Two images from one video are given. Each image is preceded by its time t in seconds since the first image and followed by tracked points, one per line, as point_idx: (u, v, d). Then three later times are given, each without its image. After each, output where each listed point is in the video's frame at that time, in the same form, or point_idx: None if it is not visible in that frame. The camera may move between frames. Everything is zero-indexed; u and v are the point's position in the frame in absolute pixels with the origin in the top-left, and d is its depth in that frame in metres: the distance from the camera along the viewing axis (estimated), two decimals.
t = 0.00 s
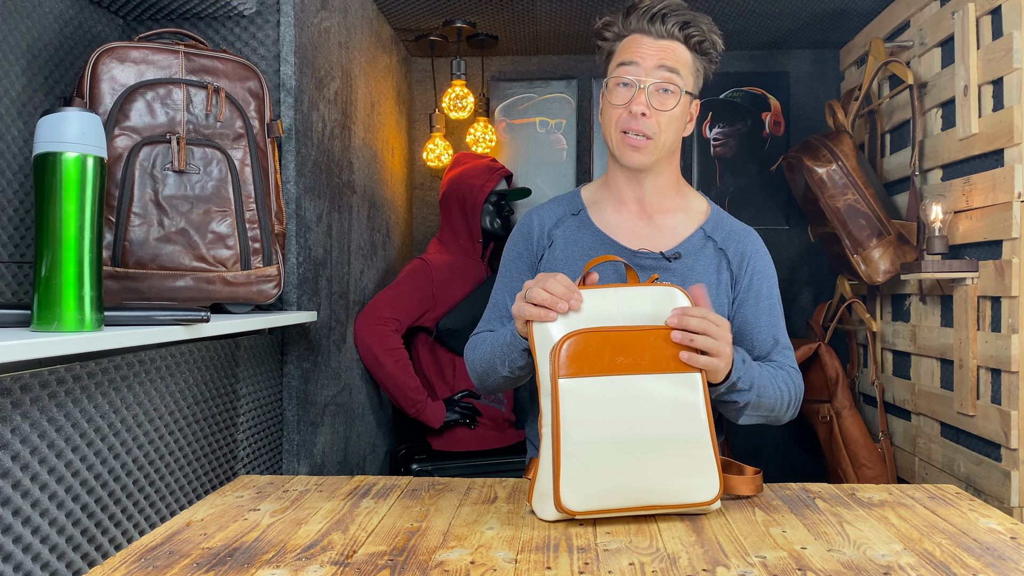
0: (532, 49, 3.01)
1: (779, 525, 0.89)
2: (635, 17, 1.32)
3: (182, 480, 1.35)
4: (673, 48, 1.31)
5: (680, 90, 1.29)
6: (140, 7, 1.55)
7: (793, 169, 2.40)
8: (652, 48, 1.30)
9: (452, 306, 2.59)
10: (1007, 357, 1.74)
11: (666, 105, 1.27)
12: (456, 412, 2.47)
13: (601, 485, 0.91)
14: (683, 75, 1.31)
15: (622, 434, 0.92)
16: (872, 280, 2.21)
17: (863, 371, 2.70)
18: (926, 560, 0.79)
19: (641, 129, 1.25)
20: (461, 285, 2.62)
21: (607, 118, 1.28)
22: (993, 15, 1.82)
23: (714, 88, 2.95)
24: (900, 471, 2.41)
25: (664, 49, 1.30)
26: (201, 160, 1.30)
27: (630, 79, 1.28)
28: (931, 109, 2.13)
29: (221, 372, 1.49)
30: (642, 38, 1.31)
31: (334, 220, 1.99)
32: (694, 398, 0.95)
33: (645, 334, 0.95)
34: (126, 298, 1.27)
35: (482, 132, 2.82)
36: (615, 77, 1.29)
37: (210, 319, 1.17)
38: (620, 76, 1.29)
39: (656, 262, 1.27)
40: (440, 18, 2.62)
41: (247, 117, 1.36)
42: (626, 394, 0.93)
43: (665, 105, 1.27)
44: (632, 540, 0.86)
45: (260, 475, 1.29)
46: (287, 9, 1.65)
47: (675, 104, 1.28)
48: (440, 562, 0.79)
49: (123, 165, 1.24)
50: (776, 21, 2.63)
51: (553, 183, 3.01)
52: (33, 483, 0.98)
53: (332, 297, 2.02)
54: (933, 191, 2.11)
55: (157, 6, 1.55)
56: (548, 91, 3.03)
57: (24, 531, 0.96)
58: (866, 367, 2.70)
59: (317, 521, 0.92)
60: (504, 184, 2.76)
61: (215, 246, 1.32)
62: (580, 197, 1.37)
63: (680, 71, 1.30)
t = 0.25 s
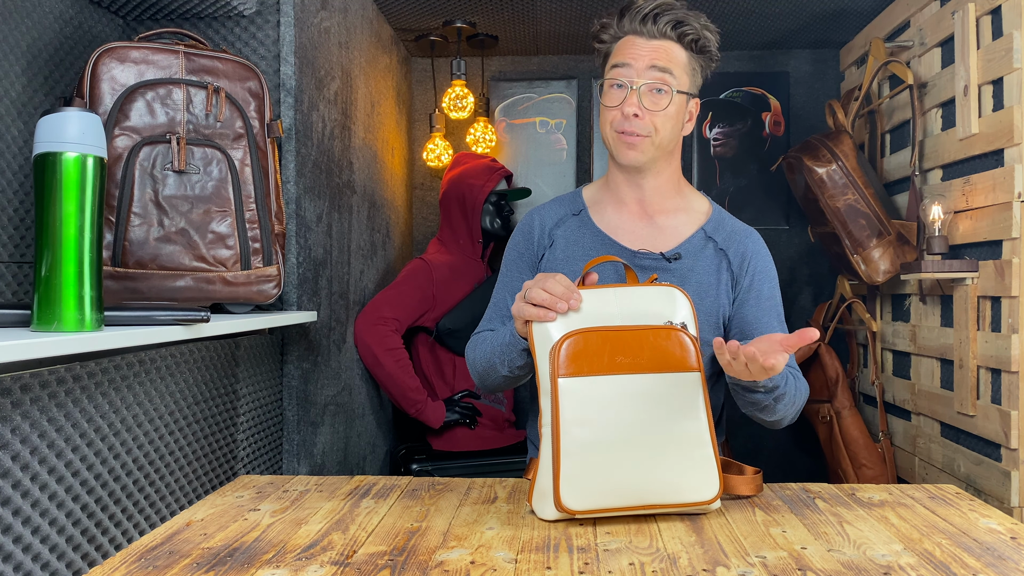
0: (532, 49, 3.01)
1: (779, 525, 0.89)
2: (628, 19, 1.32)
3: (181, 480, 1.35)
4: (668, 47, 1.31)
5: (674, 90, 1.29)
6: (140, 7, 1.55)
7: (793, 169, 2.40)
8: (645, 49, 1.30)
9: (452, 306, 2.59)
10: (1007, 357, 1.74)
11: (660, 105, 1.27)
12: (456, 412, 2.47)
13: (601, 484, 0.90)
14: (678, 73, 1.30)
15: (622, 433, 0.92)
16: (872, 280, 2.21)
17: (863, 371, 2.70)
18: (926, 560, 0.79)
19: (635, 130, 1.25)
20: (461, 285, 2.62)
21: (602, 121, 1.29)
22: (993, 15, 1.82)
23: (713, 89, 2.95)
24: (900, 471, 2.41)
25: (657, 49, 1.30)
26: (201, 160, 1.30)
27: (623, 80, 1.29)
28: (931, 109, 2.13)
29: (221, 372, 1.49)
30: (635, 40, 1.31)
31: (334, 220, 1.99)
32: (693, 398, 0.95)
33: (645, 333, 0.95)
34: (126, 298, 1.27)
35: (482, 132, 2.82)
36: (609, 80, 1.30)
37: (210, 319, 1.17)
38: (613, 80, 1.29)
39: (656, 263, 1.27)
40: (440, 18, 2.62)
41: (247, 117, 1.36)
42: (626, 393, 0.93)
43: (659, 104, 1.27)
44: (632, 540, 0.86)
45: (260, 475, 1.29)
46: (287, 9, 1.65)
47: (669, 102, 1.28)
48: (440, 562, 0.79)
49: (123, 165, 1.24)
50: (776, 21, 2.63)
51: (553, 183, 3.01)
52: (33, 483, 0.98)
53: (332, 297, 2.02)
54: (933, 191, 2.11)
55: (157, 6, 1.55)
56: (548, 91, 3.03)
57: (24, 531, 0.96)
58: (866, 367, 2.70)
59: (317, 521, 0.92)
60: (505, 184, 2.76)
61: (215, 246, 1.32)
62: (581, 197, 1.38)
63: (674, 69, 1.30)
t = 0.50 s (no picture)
0: (532, 49, 3.01)
1: (779, 525, 0.89)
2: (626, 19, 1.32)
3: (182, 480, 1.35)
4: (665, 47, 1.31)
5: (670, 89, 1.29)
6: (140, 8, 1.55)
7: (793, 169, 2.40)
8: (642, 48, 1.30)
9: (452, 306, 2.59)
10: (1007, 357, 1.74)
11: (656, 104, 1.27)
12: (456, 412, 2.47)
13: (601, 485, 0.90)
14: (675, 74, 1.30)
15: (623, 433, 0.92)
16: (872, 280, 2.21)
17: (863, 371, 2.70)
18: (926, 560, 0.79)
19: (631, 129, 1.25)
20: (462, 285, 2.62)
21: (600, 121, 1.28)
22: (993, 15, 1.82)
23: (713, 89, 2.95)
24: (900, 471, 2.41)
25: (654, 48, 1.30)
26: (201, 160, 1.30)
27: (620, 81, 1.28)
28: (931, 109, 2.13)
29: (221, 372, 1.49)
30: (633, 41, 1.31)
31: (334, 220, 1.99)
32: (693, 398, 0.95)
33: (646, 333, 0.95)
34: (127, 298, 1.27)
35: (482, 132, 2.82)
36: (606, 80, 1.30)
37: (210, 319, 1.17)
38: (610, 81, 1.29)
39: (656, 263, 1.27)
40: (440, 18, 2.62)
41: (247, 117, 1.36)
42: (626, 393, 0.93)
43: (655, 104, 1.27)
44: (632, 540, 0.86)
45: (260, 475, 1.29)
46: (287, 9, 1.65)
47: (666, 104, 1.28)
48: (440, 562, 0.79)
49: (123, 165, 1.24)
50: (776, 21, 2.63)
51: (553, 183, 3.01)
52: (33, 483, 0.98)
53: (332, 297, 2.02)
54: (933, 191, 2.11)
55: (157, 6, 1.55)
56: (548, 91, 3.03)
57: (24, 532, 0.96)
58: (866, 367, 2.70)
59: (317, 521, 0.92)
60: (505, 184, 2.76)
61: (215, 246, 1.32)
62: (582, 196, 1.38)
63: (671, 70, 1.30)
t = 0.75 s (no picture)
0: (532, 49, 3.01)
1: (779, 525, 0.89)
2: (623, 19, 1.32)
3: (182, 480, 1.35)
4: (663, 47, 1.31)
5: (668, 88, 1.29)
6: (140, 8, 1.55)
7: (793, 169, 2.40)
8: (640, 47, 1.30)
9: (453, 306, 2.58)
10: (1007, 357, 1.74)
11: (655, 104, 1.27)
12: (456, 412, 2.47)
13: (600, 485, 0.90)
14: (674, 74, 1.30)
15: (623, 433, 0.92)
16: (872, 280, 2.21)
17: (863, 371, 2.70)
18: (926, 560, 0.79)
19: (630, 129, 1.25)
20: (462, 285, 2.62)
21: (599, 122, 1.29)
22: (992, 15, 1.82)
23: (713, 89, 2.95)
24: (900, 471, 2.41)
25: (652, 47, 1.30)
26: (201, 160, 1.30)
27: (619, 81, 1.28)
28: (931, 109, 2.13)
29: (221, 372, 1.49)
30: (630, 41, 1.31)
31: (334, 220, 1.99)
32: (693, 398, 0.95)
33: (646, 333, 0.94)
34: (127, 298, 1.27)
35: (481, 132, 2.82)
36: (605, 81, 1.30)
37: (210, 319, 1.17)
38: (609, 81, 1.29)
39: (656, 262, 1.27)
40: (440, 18, 2.62)
41: (247, 117, 1.36)
42: (625, 393, 0.93)
43: (654, 103, 1.27)
44: (632, 540, 0.86)
45: (260, 475, 1.29)
46: (287, 9, 1.66)
47: (664, 104, 1.28)
48: (441, 562, 0.79)
49: (123, 165, 1.24)
50: (776, 21, 2.63)
51: (553, 183, 3.01)
52: (33, 483, 0.98)
53: (332, 297, 2.02)
54: (933, 191, 2.11)
55: (157, 6, 1.55)
56: (548, 91, 3.03)
57: (24, 532, 0.96)
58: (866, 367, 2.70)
59: (317, 521, 0.92)
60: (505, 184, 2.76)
61: (215, 246, 1.32)
62: (580, 196, 1.38)
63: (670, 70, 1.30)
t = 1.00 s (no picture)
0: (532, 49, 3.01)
1: (778, 525, 0.89)
2: (618, 19, 1.32)
3: (181, 480, 1.35)
4: (660, 48, 1.30)
5: (665, 86, 1.28)
6: (140, 8, 1.55)
7: (793, 169, 2.40)
8: (636, 47, 1.30)
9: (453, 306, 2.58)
10: (1007, 357, 1.74)
11: (653, 102, 1.27)
12: (456, 412, 2.47)
13: (600, 485, 0.91)
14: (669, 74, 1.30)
15: (622, 433, 0.92)
16: (872, 280, 2.21)
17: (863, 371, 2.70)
18: (926, 560, 0.79)
19: (630, 129, 1.24)
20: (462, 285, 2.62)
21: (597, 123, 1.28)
22: (992, 15, 1.82)
23: (713, 89, 2.95)
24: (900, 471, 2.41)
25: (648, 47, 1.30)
26: (201, 160, 1.30)
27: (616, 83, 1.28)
28: (931, 109, 2.13)
29: (221, 372, 1.49)
30: (626, 42, 1.31)
31: (334, 220, 1.99)
32: (694, 399, 0.94)
33: (645, 334, 0.94)
34: (127, 298, 1.27)
35: (481, 132, 2.82)
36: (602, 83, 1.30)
37: (210, 319, 1.17)
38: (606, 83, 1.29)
39: (655, 258, 1.27)
40: (440, 18, 2.62)
41: (247, 117, 1.36)
42: (625, 394, 0.93)
43: (652, 102, 1.27)
44: (632, 540, 0.86)
45: (260, 475, 1.29)
46: (287, 9, 1.66)
47: (662, 103, 1.28)
48: (440, 562, 0.79)
49: (123, 165, 1.24)
50: (776, 21, 2.63)
51: (553, 183, 3.01)
52: (33, 483, 0.98)
53: (332, 297, 2.02)
54: (933, 191, 2.11)
55: (158, 6, 1.55)
56: (548, 91, 3.03)
57: (24, 531, 0.96)
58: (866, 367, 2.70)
59: (317, 521, 0.92)
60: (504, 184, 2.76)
61: (215, 246, 1.32)
62: (578, 195, 1.38)
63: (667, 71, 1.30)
